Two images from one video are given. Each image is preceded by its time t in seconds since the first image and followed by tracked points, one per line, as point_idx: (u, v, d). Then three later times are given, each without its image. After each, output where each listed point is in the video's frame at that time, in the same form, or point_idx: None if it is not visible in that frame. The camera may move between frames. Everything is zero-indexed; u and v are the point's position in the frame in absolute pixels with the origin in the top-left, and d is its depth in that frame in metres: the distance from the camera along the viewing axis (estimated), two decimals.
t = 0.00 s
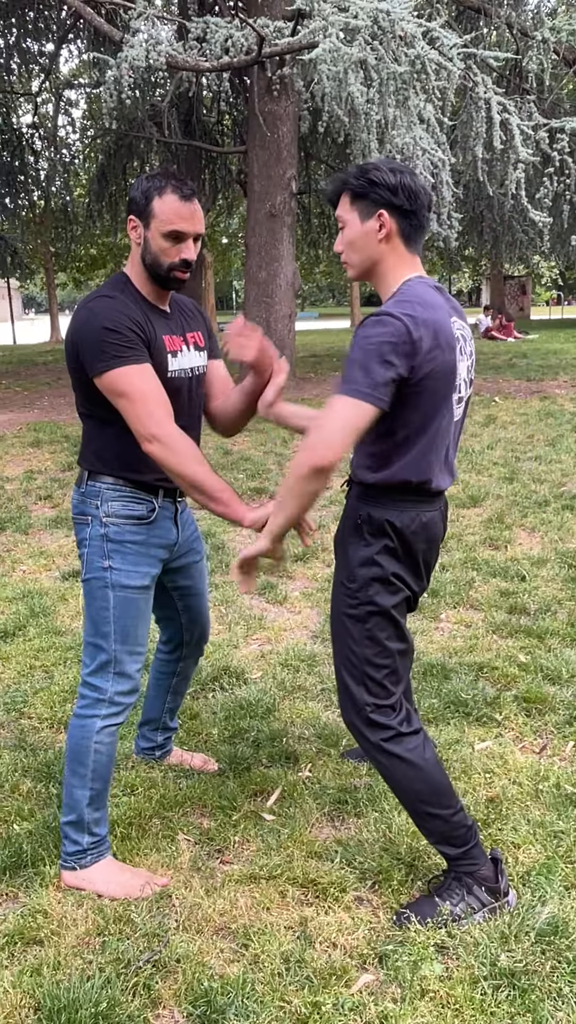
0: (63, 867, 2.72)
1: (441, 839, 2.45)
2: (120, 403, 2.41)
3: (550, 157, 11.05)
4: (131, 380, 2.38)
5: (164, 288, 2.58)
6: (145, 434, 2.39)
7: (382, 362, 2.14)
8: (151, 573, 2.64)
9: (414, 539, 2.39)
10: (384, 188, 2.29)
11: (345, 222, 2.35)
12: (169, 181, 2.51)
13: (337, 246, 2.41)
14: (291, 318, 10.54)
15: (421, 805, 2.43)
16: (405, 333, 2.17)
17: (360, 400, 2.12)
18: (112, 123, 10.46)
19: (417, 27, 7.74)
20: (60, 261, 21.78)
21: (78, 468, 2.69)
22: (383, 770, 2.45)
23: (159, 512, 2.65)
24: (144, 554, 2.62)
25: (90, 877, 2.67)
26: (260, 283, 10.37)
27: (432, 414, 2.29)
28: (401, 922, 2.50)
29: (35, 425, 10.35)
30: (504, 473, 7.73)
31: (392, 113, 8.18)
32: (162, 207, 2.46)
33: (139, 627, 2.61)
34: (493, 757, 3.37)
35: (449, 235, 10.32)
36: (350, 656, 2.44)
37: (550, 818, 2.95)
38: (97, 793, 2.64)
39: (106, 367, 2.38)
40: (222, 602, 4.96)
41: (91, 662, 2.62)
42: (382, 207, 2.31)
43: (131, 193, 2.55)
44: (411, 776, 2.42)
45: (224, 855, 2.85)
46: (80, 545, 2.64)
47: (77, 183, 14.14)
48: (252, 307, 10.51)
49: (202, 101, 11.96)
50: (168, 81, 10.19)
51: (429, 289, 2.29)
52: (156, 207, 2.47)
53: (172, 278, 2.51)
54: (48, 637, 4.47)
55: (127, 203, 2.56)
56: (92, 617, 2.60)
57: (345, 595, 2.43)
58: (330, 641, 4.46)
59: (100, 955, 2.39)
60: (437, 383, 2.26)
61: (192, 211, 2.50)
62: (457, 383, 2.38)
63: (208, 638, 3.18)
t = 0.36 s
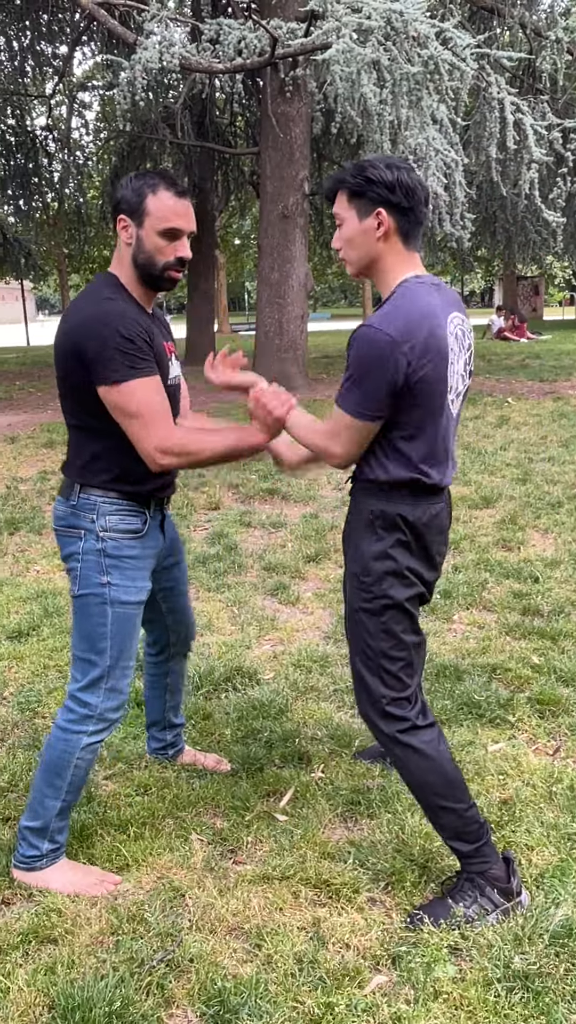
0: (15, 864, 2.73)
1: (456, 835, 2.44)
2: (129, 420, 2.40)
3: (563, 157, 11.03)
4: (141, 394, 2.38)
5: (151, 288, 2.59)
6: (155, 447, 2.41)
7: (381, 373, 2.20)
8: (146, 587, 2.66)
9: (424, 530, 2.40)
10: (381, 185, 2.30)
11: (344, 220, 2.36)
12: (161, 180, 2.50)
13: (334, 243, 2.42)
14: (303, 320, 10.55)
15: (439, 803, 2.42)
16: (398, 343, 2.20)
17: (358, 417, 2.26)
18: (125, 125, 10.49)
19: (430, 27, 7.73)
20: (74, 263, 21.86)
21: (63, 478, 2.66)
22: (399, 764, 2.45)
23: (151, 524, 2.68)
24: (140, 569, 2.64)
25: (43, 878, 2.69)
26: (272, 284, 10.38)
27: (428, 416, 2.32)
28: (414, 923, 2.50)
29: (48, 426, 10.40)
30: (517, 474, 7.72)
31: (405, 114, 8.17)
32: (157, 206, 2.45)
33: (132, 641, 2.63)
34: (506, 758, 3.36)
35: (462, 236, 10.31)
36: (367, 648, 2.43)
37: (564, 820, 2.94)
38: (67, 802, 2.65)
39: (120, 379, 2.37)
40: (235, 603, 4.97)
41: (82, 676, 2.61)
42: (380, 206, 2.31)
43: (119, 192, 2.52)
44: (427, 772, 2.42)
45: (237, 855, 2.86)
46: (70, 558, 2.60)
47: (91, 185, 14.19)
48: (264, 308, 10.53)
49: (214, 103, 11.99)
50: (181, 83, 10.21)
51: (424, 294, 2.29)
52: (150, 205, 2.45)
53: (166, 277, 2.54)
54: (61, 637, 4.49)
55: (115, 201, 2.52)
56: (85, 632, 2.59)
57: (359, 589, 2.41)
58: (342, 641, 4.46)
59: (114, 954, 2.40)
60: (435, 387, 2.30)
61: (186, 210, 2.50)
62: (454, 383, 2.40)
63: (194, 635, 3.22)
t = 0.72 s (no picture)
0: (23, 862, 2.74)
1: (335, 782, 2.59)
2: (119, 424, 2.40)
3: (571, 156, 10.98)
4: (124, 398, 2.36)
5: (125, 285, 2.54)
6: (155, 450, 2.43)
7: (456, 366, 2.57)
8: (143, 584, 2.66)
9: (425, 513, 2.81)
10: (405, 190, 2.57)
11: (365, 217, 2.58)
12: (137, 175, 2.50)
13: (350, 237, 2.62)
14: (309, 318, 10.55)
15: (330, 747, 2.58)
16: (465, 342, 2.59)
17: (428, 405, 2.56)
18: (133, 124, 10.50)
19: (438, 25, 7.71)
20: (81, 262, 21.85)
21: (61, 475, 2.64)
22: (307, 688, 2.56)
23: (151, 519, 2.68)
24: (137, 565, 2.63)
25: (52, 872, 2.70)
26: (279, 283, 10.38)
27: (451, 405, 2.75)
28: (422, 923, 2.50)
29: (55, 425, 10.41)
30: (524, 474, 7.70)
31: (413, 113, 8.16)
32: (135, 202, 2.45)
33: (130, 638, 2.63)
34: (513, 758, 3.36)
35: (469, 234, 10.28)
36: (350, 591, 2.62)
37: (572, 820, 2.93)
38: (70, 799, 2.66)
39: (97, 387, 2.35)
40: (242, 602, 4.97)
41: (81, 672, 2.62)
42: (403, 208, 2.58)
43: (92, 189, 2.50)
44: (325, 702, 2.56)
45: (245, 853, 2.87)
46: (71, 552, 2.61)
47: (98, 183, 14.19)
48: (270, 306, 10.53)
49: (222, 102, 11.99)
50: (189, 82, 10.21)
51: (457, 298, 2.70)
52: (128, 200, 2.45)
53: (145, 272, 2.51)
54: (69, 635, 4.50)
55: (88, 199, 2.50)
56: (84, 628, 2.60)
57: (370, 536, 2.67)
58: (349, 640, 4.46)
59: (122, 951, 2.41)
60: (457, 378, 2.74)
61: (162, 206, 2.51)
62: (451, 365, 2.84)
63: (179, 636, 3.24)
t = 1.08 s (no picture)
0: (30, 860, 2.74)
1: (284, 797, 2.60)
2: (137, 408, 2.39)
3: None
4: (142, 380, 2.36)
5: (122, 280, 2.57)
6: (174, 429, 2.41)
7: (423, 368, 2.51)
8: (151, 580, 2.67)
9: (392, 521, 2.69)
10: (385, 196, 2.57)
11: (345, 222, 2.59)
12: (126, 171, 2.51)
13: (331, 241, 2.63)
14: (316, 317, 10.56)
15: (292, 758, 2.59)
16: (430, 337, 2.54)
17: (411, 407, 2.53)
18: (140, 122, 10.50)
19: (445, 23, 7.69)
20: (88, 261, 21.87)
21: (60, 476, 2.64)
22: (275, 705, 2.61)
23: (152, 515, 2.69)
24: (145, 561, 2.64)
25: (60, 871, 2.71)
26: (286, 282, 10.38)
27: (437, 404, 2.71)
28: (429, 923, 2.49)
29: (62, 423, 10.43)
30: (532, 474, 7.67)
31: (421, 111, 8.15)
32: (125, 196, 2.45)
33: (139, 634, 2.64)
34: (520, 757, 3.35)
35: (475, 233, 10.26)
36: (310, 609, 2.60)
37: None
38: (80, 795, 2.67)
39: (115, 370, 2.35)
40: (249, 600, 4.97)
41: (90, 669, 2.62)
42: (383, 212, 2.58)
43: (83, 188, 2.50)
44: (281, 719, 2.60)
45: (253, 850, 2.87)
46: (75, 552, 2.60)
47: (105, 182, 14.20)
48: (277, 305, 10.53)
49: (228, 101, 11.99)
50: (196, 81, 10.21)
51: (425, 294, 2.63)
52: (118, 196, 2.45)
53: (140, 265, 2.53)
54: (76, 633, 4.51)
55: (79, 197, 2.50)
56: (93, 627, 2.59)
57: (326, 551, 2.61)
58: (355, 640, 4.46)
59: (129, 949, 2.41)
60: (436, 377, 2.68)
61: (153, 200, 2.52)
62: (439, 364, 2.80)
63: (183, 634, 3.25)
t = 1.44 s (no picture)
0: (37, 855, 2.76)
1: (290, 794, 2.60)
2: (140, 398, 2.40)
3: None
4: (147, 371, 2.37)
5: (137, 276, 2.58)
6: (180, 420, 2.44)
7: (419, 362, 2.49)
8: (149, 573, 2.66)
9: (393, 514, 2.65)
10: (397, 196, 2.58)
11: (357, 221, 2.61)
12: (146, 170, 2.51)
13: (343, 240, 2.65)
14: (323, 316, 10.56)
15: (297, 756, 2.59)
16: (433, 334, 2.53)
17: (401, 400, 2.50)
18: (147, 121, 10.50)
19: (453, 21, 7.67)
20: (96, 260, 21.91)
21: (64, 472, 2.65)
22: (279, 702, 2.62)
23: (154, 509, 2.69)
24: (142, 555, 2.64)
25: (65, 865, 2.72)
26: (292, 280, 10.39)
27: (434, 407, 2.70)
28: (435, 921, 2.49)
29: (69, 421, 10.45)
30: (538, 473, 7.64)
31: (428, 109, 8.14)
32: (146, 195, 2.46)
33: (138, 628, 2.64)
34: (527, 756, 3.35)
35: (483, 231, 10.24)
36: (310, 606, 2.61)
37: None
38: (83, 790, 2.67)
39: (121, 361, 2.35)
40: (255, 598, 4.98)
41: (90, 664, 2.63)
42: (394, 212, 2.59)
43: (101, 185, 2.50)
44: (284, 716, 2.61)
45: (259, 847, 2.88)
46: (75, 545, 2.61)
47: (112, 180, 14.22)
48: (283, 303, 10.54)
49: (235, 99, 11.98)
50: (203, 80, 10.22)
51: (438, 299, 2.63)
52: (139, 193, 2.46)
53: (157, 263, 2.54)
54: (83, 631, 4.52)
55: (97, 194, 2.50)
56: (91, 620, 2.60)
57: (325, 546, 2.61)
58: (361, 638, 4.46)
59: (136, 946, 2.42)
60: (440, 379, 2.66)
61: (172, 199, 2.53)
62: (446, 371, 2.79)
63: (188, 630, 3.24)
